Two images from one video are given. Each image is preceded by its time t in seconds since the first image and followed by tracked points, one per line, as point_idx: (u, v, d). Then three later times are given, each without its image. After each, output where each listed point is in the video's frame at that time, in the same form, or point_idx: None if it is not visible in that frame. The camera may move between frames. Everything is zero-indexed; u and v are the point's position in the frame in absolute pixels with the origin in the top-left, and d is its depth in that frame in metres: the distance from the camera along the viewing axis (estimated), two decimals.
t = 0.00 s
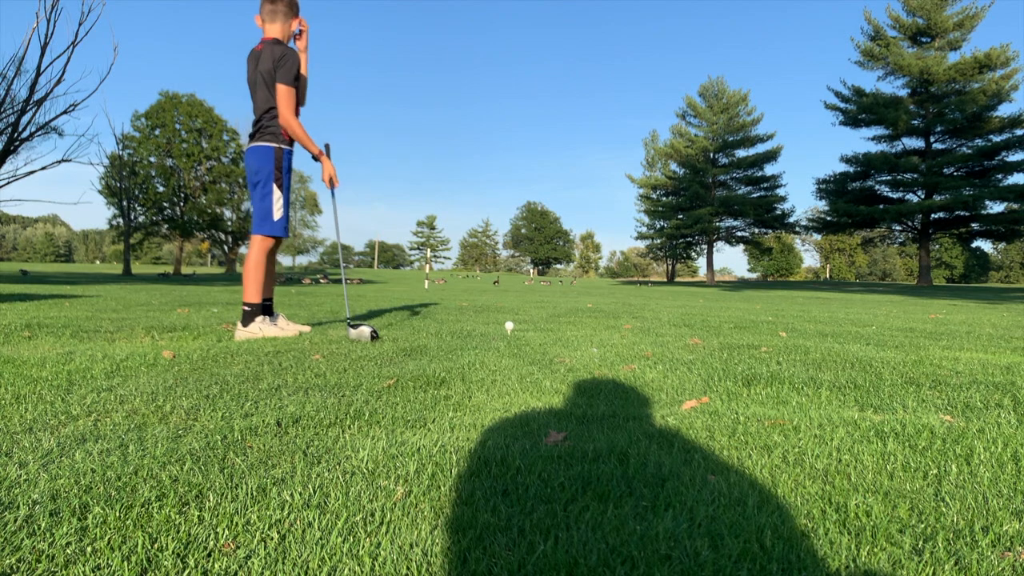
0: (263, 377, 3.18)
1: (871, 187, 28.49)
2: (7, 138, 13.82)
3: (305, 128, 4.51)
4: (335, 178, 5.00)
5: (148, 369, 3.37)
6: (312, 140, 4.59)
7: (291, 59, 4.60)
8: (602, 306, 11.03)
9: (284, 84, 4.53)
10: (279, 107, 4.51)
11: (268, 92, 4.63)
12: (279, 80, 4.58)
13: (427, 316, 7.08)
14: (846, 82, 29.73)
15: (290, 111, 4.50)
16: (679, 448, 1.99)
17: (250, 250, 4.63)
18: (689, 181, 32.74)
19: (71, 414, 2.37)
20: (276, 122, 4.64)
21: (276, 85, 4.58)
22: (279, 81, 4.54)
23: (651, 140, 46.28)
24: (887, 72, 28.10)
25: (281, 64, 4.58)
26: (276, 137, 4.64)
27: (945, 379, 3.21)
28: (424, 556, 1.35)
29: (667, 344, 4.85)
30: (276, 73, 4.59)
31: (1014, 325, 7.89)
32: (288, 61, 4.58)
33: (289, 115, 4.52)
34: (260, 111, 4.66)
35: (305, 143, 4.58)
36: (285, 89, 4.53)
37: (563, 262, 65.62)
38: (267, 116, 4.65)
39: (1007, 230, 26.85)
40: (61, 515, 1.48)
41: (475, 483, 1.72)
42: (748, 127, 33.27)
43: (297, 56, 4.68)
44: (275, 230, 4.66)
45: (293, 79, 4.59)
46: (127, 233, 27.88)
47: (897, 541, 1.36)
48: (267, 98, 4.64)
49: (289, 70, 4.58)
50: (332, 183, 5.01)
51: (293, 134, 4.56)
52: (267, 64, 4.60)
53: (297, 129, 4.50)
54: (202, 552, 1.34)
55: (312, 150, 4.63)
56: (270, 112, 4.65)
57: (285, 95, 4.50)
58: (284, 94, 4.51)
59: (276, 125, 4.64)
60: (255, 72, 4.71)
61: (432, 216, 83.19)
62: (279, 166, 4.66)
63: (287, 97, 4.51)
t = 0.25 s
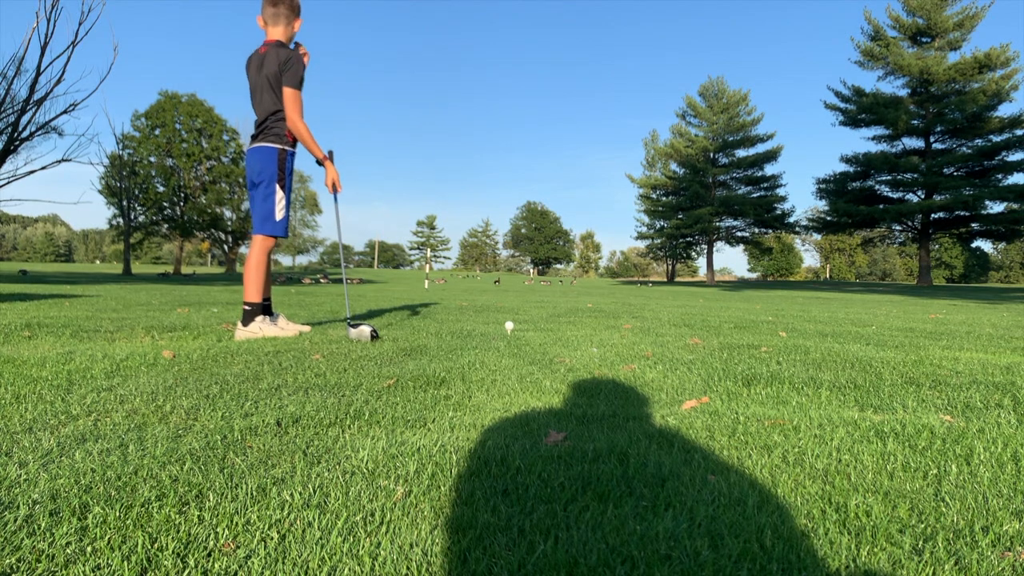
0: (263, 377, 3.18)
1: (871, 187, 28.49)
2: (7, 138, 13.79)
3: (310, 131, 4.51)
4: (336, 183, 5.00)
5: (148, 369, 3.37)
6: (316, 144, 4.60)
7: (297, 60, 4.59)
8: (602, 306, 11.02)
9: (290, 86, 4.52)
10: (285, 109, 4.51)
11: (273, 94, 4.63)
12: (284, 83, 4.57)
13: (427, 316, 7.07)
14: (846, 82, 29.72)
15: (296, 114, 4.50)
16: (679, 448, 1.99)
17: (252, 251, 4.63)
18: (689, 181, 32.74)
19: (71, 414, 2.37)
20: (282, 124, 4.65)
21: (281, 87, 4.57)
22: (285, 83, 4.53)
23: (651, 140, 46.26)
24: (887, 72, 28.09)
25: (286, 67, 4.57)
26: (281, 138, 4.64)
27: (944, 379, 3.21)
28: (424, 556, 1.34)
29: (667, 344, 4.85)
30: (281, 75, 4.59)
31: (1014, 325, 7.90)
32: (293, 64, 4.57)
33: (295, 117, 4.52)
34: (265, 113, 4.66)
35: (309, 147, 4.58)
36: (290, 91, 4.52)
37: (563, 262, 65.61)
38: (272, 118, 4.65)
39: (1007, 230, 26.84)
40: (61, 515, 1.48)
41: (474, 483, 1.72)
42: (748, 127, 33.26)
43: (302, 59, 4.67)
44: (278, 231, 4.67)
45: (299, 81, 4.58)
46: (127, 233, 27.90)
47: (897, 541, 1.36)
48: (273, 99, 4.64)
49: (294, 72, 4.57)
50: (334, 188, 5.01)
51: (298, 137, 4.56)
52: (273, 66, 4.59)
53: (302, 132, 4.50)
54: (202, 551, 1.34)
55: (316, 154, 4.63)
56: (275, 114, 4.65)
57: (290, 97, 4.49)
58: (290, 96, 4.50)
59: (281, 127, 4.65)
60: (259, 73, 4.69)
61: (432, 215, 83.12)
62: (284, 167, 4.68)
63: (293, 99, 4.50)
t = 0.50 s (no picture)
0: (263, 377, 3.17)
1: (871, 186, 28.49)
2: (7, 138, 13.81)
3: (310, 133, 4.51)
4: (335, 185, 5.00)
5: (148, 369, 3.36)
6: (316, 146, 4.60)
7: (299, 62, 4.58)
8: (602, 306, 11.01)
9: (291, 88, 4.52)
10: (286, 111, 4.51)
11: (276, 95, 4.64)
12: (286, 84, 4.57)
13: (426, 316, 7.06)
14: (846, 82, 29.70)
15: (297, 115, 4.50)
16: (679, 448, 1.99)
17: (253, 251, 4.64)
18: (689, 181, 32.73)
19: (71, 414, 2.36)
20: (283, 125, 4.65)
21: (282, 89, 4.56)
22: (286, 84, 4.52)
23: (651, 139, 46.21)
24: (887, 72, 28.10)
25: (288, 68, 4.56)
26: (283, 139, 4.65)
27: (945, 379, 3.20)
28: (423, 556, 1.34)
29: (667, 344, 4.83)
30: (283, 76, 4.58)
31: (1015, 325, 7.88)
32: (295, 66, 4.57)
33: (296, 119, 4.52)
34: (267, 113, 4.66)
35: (309, 148, 4.58)
36: (291, 93, 4.52)
37: (563, 262, 65.57)
38: (274, 119, 4.65)
39: (1007, 230, 26.83)
40: (60, 515, 1.48)
41: (474, 483, 1.72)
42: (748, 126, 33.26)
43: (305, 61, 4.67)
44: (278, 232, 4.67)
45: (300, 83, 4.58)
46: (127, 233, 27.90)
47: (897, 541, 1.36)
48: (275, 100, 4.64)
49: (296, 74, 4.56)
50: (332, 190, 5.01)
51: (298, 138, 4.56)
52: (275, 67, 4.59)
53: (302, 133, 4.50)
54: (201, 552, 1.34)
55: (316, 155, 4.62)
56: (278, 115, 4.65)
57: (292, 99, 4.49)
58: (291, 97, 4.50)
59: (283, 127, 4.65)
60: (261, 75, 4.69)
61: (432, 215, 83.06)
62: (285, 168, 4.68)
63: (295, 100, 4.50)
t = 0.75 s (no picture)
0: (263, 376, 3.17)
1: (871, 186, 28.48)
2: (7, 137, 13.79)
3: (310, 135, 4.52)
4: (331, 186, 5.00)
5: (148, 368, 3.36)
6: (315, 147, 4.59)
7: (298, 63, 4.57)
8: (602, 306, 10.99)
9: (291, 88, 4.51)
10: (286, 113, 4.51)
11: (276, 97, 4.64)
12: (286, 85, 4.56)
13: (426, 315, 7.04)
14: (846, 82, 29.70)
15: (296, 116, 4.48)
16: (679, 448, 1.99)
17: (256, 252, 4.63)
18: (688, 181, 32.74)
19: (71, 413, 2.37)
20: (284, 126, 4.64)
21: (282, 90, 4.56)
22: (285, 85, 4.51)
23: (650, 139, 46.12)
24: (887, 72, 28.10)
25: (288, 70, 4.56)
26: (283, 140, 4.64)
27: (945, 379, 3.20)
28: (424, 556, 1.34)
29: (667, 344, 4.82)
30: (283, 77, 4.58)
31: (1016, 325, 7.87)
32: (294, 66, 4.57)
33: (295, 119, 4.51)
34: (268, 114, 4.66)
35: (308, 149, 4.58)
36: (291, 93, 4.51)
37: (563, 262, 65.58)
38: (274, 120, 4.65)
39: (1007, 230, 26.83)
40: (61, 514, 1.48)
41: (474, 482, 1.72)
42: (748, 126, 33.25)
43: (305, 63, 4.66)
44: (278, 231, 4.67)
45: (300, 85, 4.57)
46: (127, 233, 27.90)
47: (897, 541, 1.36)
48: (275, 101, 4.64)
49: (296, 75, 4.55)
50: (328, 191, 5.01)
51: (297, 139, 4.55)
52: (275, 69, 4.60)
53: (302, 134, 4.50)
54: (201, 551, 1.34)
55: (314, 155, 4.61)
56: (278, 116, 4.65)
57: (291, 100, 4.48)
58: (291, 98, 4.49)
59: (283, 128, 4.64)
60: (263, 77, 4.69)
61: (431, 215, 82.92)
62: (285, 169, 4.68)
63: (294, 101, 4.50)
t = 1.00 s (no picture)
0: (263, 376, 3.17)
1: (871, 186, 28.46)
2: (7, 137, 13.78)
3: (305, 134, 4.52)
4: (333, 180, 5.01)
5: (147, 368, 3.36)
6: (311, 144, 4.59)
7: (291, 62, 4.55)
8: (601, 306, 10.97)
9: (285, 88, 4.50)
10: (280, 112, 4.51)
11: (272, 97, 4.63)
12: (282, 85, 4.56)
13: (426, 315, 7.04)
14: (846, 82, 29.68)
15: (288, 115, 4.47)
16: (679, 447, 1.99)
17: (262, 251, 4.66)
18: (689, 180, 32.73)
19: (71, 412, 2.37)
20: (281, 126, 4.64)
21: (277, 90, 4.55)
22: (280, 85, 4.51)
23: (651, 139, 46.06)
24: (887, 71, 28.09)
25: (282, 69, 4.54)
26: (281, 140, 4.63)
27: (945, 379, 3.20)
28: (424, 555, 1.34)
29: (667, 344, 4.82)
30: (278, 77, 4.57)
31: (1017, 325, 7.85)
32: (288, 66, 4.54)
33: (289, 118, 4.51)
34: (265, 115, 4.67)
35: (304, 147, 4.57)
36: (285, 93, 4.50)
37: (563, 261, 65.57)
38: (272, 120, 4.65)
39: (1007, 230, 26.82)
40: (60, 513, 1.48)
41: (475, 482, 1.72)
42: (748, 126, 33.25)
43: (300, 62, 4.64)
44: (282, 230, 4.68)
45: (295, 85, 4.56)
46: (127, 232, 27.91)
47: (898, 540, 1.36)
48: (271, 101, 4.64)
49: (290, 74, 4.54)
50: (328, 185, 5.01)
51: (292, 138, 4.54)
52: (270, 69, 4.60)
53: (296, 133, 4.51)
54: (201, 550, 1.34)
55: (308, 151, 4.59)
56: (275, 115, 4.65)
57: (285, 99, 4.48)
58: (285, 99, 4.49)
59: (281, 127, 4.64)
60: (262, 79, 4.71)
61: (432, 215, 82.84)
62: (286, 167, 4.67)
63: (288, 100, 4.49)
